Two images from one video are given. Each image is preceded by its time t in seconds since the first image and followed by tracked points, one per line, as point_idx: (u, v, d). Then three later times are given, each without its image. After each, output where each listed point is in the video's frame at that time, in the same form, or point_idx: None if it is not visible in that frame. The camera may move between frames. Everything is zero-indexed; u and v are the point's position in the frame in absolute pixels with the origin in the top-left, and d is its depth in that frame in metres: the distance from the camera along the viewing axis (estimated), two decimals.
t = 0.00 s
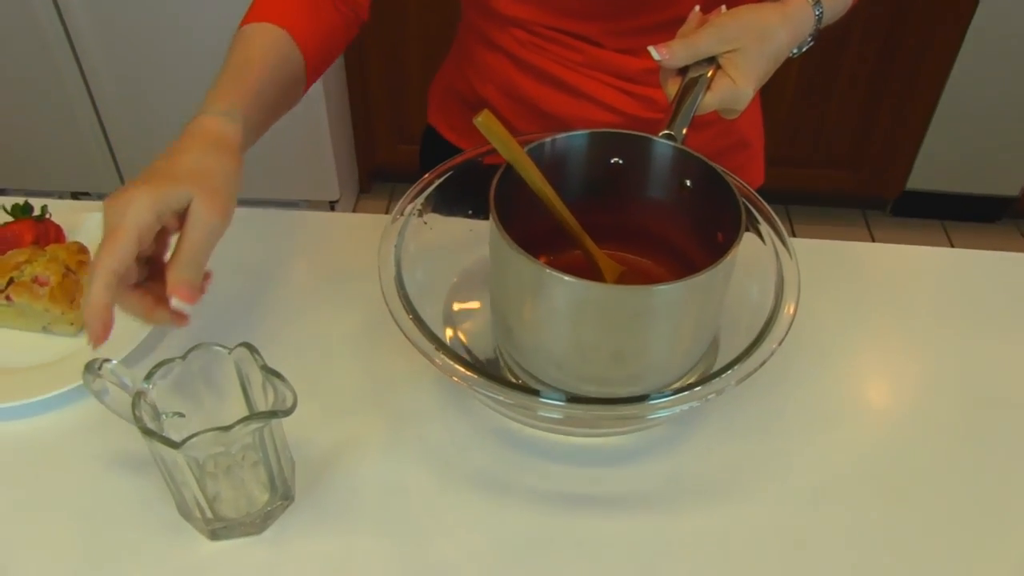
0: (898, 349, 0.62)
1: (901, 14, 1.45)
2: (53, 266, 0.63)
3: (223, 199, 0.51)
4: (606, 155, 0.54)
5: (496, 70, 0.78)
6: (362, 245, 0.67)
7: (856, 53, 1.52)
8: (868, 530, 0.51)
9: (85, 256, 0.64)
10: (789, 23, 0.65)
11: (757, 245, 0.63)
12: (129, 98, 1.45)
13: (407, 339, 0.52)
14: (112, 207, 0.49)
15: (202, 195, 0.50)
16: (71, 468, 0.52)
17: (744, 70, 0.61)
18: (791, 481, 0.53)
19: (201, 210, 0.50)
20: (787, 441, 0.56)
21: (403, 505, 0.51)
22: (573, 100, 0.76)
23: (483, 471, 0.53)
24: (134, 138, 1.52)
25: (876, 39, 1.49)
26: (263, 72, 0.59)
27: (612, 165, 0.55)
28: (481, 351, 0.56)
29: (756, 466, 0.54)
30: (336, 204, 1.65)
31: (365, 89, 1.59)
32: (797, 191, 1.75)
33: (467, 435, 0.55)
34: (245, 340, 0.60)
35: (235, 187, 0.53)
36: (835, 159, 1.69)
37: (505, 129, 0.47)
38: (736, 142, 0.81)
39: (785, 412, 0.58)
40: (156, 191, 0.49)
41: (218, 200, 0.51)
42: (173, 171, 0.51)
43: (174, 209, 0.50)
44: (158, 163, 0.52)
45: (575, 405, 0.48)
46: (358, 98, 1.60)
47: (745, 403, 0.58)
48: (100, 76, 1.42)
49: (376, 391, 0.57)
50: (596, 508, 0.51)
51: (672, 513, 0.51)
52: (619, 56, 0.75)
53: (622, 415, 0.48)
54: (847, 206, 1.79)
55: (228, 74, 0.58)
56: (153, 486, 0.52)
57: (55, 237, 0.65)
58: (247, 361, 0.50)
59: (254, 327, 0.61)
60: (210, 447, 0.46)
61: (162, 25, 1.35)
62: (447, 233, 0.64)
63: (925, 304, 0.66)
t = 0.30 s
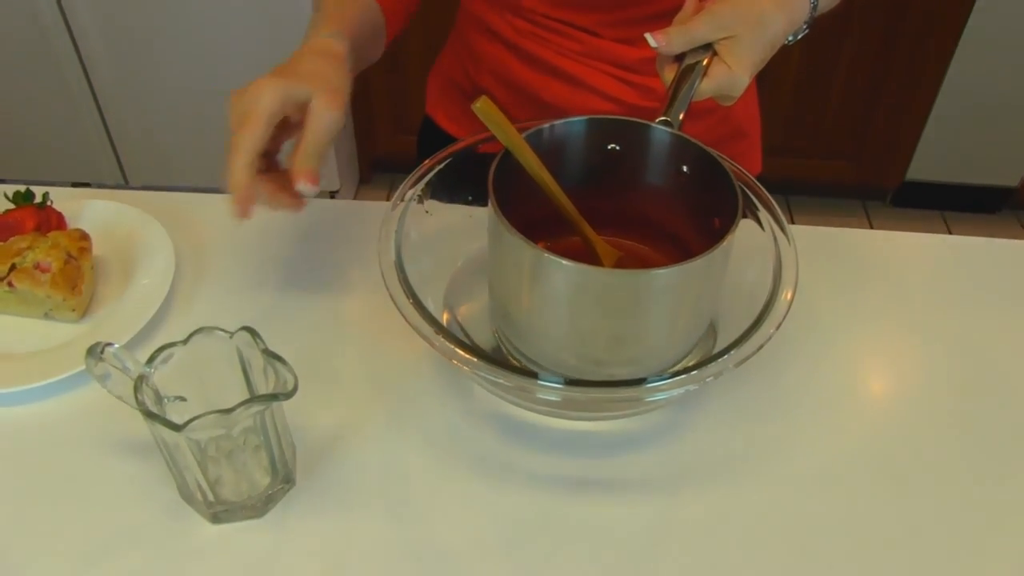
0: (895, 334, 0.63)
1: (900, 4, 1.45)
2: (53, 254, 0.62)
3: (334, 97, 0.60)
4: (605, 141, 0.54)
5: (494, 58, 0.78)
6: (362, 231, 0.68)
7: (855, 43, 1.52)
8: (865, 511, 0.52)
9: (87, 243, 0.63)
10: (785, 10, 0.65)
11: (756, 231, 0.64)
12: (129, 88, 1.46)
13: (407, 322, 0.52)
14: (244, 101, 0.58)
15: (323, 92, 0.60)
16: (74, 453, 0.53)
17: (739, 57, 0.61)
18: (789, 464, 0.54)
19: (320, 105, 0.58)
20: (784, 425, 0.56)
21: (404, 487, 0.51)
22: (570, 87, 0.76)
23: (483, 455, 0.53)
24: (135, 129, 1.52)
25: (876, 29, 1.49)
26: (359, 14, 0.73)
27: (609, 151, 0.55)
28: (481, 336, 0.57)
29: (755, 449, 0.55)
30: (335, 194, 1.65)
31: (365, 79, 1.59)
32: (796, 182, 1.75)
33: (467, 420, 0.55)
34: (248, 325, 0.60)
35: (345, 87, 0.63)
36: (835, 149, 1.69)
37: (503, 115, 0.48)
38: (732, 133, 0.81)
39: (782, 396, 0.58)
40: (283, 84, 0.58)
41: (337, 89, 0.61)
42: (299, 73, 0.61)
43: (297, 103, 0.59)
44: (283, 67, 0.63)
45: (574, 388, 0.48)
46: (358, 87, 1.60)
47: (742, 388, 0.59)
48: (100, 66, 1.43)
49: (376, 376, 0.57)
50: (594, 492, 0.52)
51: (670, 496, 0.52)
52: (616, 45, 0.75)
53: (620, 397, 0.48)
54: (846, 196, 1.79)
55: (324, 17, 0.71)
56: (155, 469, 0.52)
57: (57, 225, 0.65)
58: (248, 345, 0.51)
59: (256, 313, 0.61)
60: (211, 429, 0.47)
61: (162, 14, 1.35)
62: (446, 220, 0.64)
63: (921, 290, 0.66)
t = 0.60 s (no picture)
0: (891, 320, 0.63)
1: None
2: (59, 240, 0.62)
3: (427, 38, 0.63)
4: (604, 130, 0.55)
5: (494, 48, 0.79)
6: (364, 219, 0.68)
7: (856, 36, 1.52)
8: (862, 494, 0.52)
9: (91, 230, 0.64)
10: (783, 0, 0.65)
11: (755, 220, 0.64)
12: (130, 78, 1.46)
13: (409, 307, 0.53)
14: (353, 54, 0.63)
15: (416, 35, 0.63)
16: (79, 436, 0.53)
17: (738, 47, 0.62)
18: (786, 449, 0.54)
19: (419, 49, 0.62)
20: (782, 411, 0.57)
21: (407, 471, 0.52)
22: (568, 79, 0.77)
23: (484, 439, 0.54)
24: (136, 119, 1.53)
25: (876, 22, 1.50)
26: None
27: (609, 140, 0.55)
28: (482, 322, 0.57)
29: (753, 435, 0.55)
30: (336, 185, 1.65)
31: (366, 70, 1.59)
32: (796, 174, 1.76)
33: (468, 405, 0.56)
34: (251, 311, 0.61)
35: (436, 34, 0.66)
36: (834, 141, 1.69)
37: (504, 106, 0.48)
38: (730, 125, 0.82)
39: (780, 382, 0.59)
40: (382, 34, 0.62)
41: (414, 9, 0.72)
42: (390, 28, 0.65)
43: (400, 48, 0.62)
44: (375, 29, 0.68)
45: (574, 373, 0.48)
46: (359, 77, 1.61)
47: (741, 374, 0.59)
48: (101, 57, 1.43)
49: (378, 361, 0.58)
50: (593, 476, 0.52)
51: (668, 480, 0.52)
52: (614, 36, 0.75)
53: (619, 381, 0.49)
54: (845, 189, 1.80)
55: None
56: (160, 453, 0.53)
57: (61, 213, 0.66)
58: (253, 330, 0.51)
59: (259, 299, 0.62)
60: (217, 412, 0.47)
61: (163, 5, 1.35)
62: (447, 209, 0.65)
63: (917, 278, 0.67)
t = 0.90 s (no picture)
0: (890, 314, 0.64)
1: None
2: (61, 234, 0.62)
3: None
4: (602, 121, 0.55)
5: (490, 44, 0.79)
6: (364, 214, 0.69)
7: (853, 33, 1.52)
8: (859, 485, 0.53)
9: (92, 225, 0.64)
10: None
11: (753, 215, 0.65)
12: (129, 76, 1.46)
13: (409, 299, 0.53)
14: None
15: None
16: (80, 429, 0.54)
17: (736, 38, 0.62)
18: (783, 442, 0.55)
19: None
20: (779, 404, 0.57)
21: (409, 464, 0.52)
22: (567, 75, 0.78)
23: (483, 432, 0.54)
24: (134, 117, 1.53)
25: (873, 19, 1.50)
26: None
27: (607, 133, 0.56)
28: (481, 314, 0.58)
29: (751, 428, 0.56)
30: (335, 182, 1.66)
31: (364, 67, 1.60)
32: (794, 172, 1.76)
33: (468, 398, 0.56)
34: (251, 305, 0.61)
35: None
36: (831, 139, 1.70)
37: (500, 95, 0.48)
38: (728, 120, 0.82)
39: (777, 376, 0.59)
40: None
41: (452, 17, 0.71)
42: None
43: None
44: None
45: (575, 363, 0.49)
46: (357, 74, 1.61)
47: (739, 368, 0.60)
48: (100, 54, 1.43)
49: (378, 355, 0.58)
50: (591, 467, 0.53)
51: (666, 472, 0.53)
52: (611, 31, 0.75)
53: (617, 373, 0.49)
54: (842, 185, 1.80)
55: None
56: (162, 445, 0.53)
57: (62, 207, 0.66)
58: (254, 323, 0.51)
59: (260, 294, 0.62)
60: (218, 405, 0.48)
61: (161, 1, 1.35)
62: (447, 203, 0.65)
63: (914, 272, 0.67)
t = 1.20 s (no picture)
0: (881, 317, 0.64)
1: None
2: (53, 238, 0.62)
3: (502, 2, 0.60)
4: (598, 109, 0.56)
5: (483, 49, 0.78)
6: (357, 217, 0.69)
7: (845, 37, 1.53)
8: (851, 487, 0.53)
9: (85, 229, 0.64)
10: None
11: (745, 219, 0.65)
12: (122, 79, 1.46)
13: (402, 303, 0.53)
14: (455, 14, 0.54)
15: None
16: (73, 433, 0.54)
17: (731, 28, 0.62)
18: (775, 444, 0.55)
19: None
20: (772, 405, 0.58)
21: (402, 466, 0.52)
22: (561, 78, 0.77)
23: (476, 435, 0.55)
24: (127, 120, 1.53)
25: (864, 23, 1.51)
26: None
27: (604, 121, 0.57)
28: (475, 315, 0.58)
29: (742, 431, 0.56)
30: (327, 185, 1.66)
31: (358, 69, 1.60)
32: (786, 175, 1.77)
33: (461, 401, 0.57)
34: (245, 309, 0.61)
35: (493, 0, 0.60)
36: (824, 142, 1.70)
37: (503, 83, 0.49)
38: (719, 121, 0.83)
39: (770, 378, 0.59)
40: None
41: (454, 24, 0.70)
42: None
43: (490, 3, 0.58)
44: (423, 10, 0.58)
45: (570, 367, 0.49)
46: (350, 76, 1.61)
47: (732, 371, 0.60)
48: (93, 57, 1.43)
49: (372, 358, 0.59)
50: (587, 470, 0.53)
51: (659, 475, 0.53)
52: (603, 31, 0.76)
53: (612, 375, 0.49)
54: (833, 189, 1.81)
55: None
56: (155, 449, 0.53)
57: (55, 211, 0.66)
58: (246, 326, 0.52)
59: (253, 297, 0.62)
60: (211, 408, 0.48)
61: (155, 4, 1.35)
62: (439, 207, 0.66)
63: (903, 275, 0.68)
